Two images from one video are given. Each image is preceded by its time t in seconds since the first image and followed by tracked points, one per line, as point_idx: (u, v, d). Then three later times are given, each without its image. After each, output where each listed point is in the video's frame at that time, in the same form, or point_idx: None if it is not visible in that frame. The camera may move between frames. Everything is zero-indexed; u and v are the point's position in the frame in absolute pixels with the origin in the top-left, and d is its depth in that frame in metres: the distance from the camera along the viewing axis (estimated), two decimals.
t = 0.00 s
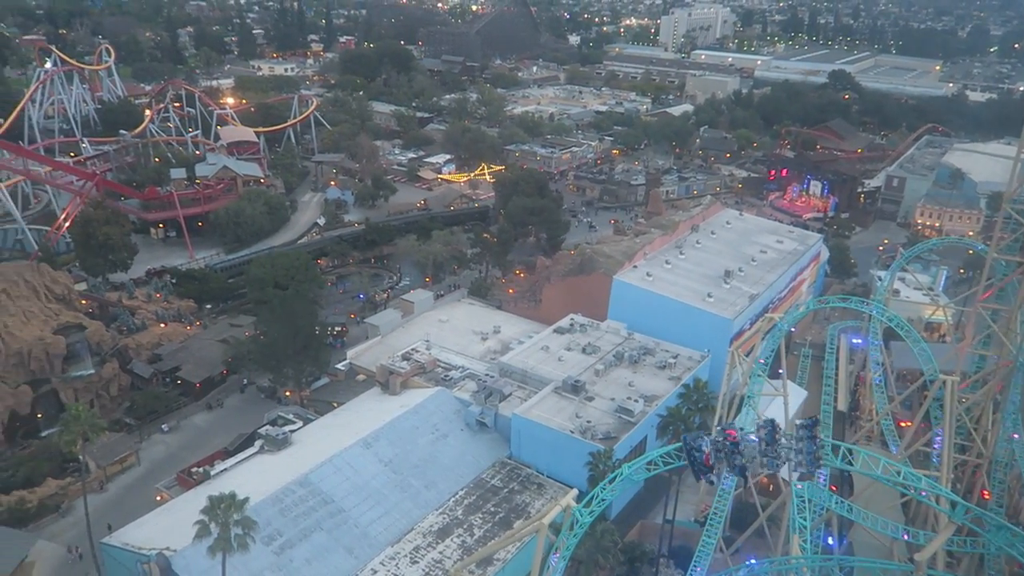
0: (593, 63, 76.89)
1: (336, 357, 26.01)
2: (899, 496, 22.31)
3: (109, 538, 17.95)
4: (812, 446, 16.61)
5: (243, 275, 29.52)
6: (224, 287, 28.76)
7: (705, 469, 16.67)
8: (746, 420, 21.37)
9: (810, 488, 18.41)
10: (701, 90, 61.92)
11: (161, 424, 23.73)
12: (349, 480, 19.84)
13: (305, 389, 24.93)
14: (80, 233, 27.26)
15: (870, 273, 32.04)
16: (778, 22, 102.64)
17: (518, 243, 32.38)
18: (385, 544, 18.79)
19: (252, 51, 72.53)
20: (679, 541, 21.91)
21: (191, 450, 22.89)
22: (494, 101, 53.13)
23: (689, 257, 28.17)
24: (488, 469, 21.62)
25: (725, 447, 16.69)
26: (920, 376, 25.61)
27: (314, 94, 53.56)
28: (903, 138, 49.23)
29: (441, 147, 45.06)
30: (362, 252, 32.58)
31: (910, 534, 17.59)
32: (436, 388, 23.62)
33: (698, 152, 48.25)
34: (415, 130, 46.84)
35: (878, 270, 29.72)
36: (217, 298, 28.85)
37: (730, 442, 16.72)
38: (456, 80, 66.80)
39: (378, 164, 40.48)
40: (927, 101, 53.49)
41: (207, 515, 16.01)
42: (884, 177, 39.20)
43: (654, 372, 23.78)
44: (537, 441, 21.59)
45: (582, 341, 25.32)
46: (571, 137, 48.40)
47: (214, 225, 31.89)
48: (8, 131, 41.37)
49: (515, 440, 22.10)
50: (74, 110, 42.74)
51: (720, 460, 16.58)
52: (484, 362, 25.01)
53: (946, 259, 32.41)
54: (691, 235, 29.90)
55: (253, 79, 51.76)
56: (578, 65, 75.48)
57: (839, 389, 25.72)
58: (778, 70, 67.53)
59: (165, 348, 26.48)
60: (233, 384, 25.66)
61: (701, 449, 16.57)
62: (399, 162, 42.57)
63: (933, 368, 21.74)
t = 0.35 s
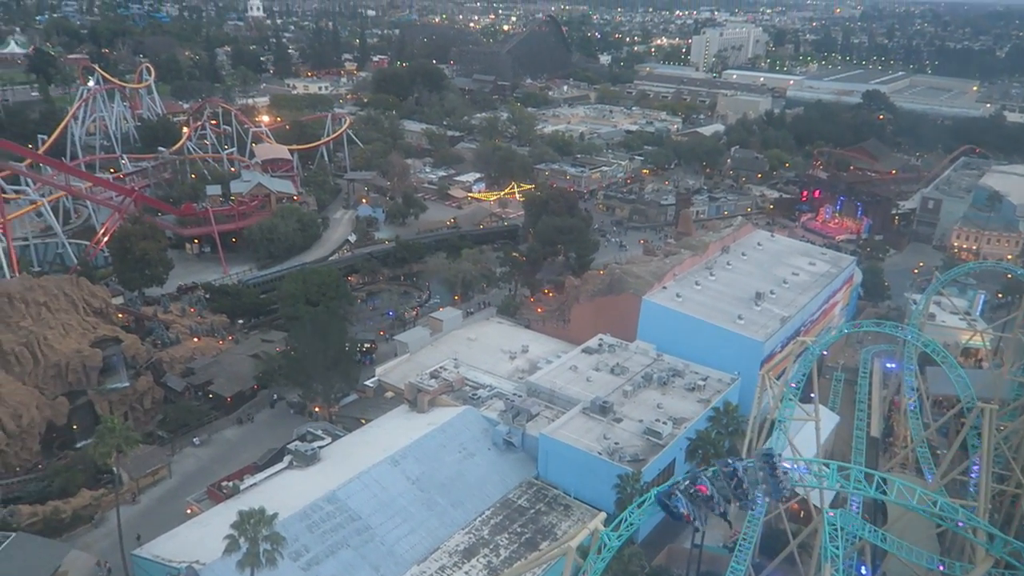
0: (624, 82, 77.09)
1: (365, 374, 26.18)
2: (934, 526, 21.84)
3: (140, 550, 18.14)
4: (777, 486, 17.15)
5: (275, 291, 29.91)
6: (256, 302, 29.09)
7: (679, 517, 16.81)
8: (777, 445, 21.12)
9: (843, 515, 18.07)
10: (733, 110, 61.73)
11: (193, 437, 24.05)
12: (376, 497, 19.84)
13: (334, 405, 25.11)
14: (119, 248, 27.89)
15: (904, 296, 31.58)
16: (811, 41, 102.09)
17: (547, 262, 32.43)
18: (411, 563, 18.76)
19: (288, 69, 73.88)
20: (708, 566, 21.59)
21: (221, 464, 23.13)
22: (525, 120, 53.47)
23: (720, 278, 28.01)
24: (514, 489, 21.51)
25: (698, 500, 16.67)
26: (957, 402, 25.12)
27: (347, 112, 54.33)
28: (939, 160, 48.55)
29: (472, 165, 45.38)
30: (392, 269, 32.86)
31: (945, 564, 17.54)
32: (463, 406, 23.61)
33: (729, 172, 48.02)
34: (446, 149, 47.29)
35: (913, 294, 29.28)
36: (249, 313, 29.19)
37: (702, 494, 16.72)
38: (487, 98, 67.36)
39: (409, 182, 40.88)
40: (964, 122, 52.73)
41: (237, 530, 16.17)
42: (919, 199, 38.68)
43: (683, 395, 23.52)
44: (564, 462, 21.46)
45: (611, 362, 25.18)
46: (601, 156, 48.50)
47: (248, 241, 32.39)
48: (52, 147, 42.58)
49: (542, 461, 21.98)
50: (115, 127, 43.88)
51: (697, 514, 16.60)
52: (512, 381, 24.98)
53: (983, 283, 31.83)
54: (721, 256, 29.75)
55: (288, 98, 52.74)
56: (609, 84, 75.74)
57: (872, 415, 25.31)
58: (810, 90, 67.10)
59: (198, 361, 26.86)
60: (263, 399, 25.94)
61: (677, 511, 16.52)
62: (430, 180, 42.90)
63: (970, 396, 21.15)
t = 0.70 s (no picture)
0: (652, 110, 77.38)
1: (390, 398, 26.22)
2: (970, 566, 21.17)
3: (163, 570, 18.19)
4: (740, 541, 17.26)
5: (303, 313, 30.20)
6: (283, 324, 29.36)
7: None
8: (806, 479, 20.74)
9: (875, 555, 17.47)
10: (761, 139, 61.59)
11: (219, 458, 24.21)
12: (399, 523, 19.71)
13: (358, 429, 25.16)
14: (152, 269, 28.37)
15: (936, 329, 31.04)
16: (841, 71, 101.70)
17: (572, 289, 32.43)
18: None
19: (320, 96, 75.25)
20: None
21: (246, 485, 23.21)
22: (553, 147, 53.81)
23: (747, 308, 27.82)
24: (538, 517, 21.21)
25: None
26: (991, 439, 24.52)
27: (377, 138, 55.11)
28: (972, 191, 47.90)
29: (499, 192, 45.70)
30: (419, 293, 33.08)
31: None
32: (488, 432, 23.51)
33: (757, 202, 47.83)
34: (474, 175, 47.69)
35: (945, 327, 28.80)
36: (277, 335, 29.47)
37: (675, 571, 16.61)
38: (515, 125, 67.93)
39: (437, 208, 41.25)
40: (998, 154, 52.02)
41: (260, 552, 16.18)
42: (952, 231, 38.15)
43: (709, 426, 23.19)
44: (589, 491, 21.17)
45: (636, 391, 24.96)
46: (628, 184, 48.58)
47: (277, 264, 32.84)
48: (91, 170, 43.67)
49: (566, 489, 21.72)
50: (152, 150, 44.93)
51: None
52: (536, 409, 24.85)
53: (1019, 318, 31.21)
54: (749, 285, 29.59)
55: (320, 123, 53.65)
56: (637, 112, 76.00)
57: (904, 452, 24.86)
58: (840, 120, 66.76)
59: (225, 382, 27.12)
60: (289, 421, 26.10)
61: None
62: (457, 206, 43.22)
63: (1005, 434, 20.72)
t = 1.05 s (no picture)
0: (681, 124, 77.26)
1: (416, 409, 26.30)
2: None
3: None
4: None
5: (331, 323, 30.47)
6: (311, 333, 29.62)
7: None
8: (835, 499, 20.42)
9: None
10: (791, 154, 61.14)
11: (246, 465, 24.44)
12: (423, 535, 19.67)
13: (384, 439, 25.26)
14: (184, 277, 28.85)
15: (971, 348, 30.52)
16: (874, 86, 100.51)
17: (599, 303, 32.40)
18: None
19: (350, 108, 76.21)
20: None
21: (272, 493, 23.38)
22: (581, 160, 53.89)
23: (776, 324, 27.57)
24: (562, 531, 21.02)
25: None
26: None
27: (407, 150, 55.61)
28: (1008, 209, 47.01)
29: (526, 205, 45.86)
30: (445, 305, 33.25)
31: None
32: (513, 445, 23.44)
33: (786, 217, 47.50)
34: (502, 188, 47.91)
35: (979, 347, 28.31)
36: (305, 344, 29.75)
37: None
38: (544, 138, 68.15)
39: (464, 220, 41.49)
40: None
41: (286, 562, 16.26)
42: (986, 249, 37.52)
43: (736, 443, 22.90)
44: (614, 506, 20.95)
45: (662, 407, 24.75)
46: (656, 198, 48.50)
47: (306, 274, 33.22)
48: (126, 179, 44.63)
49: (591, 504, 21.51)
50: (186, 160, 45.79)
51: None
52: (562, 422, 24.77)
53: None
54: (778, 301, 29.35)
55: (351, 135, 54.33)
56: (665, 126, 75.95)
57: (936, 472, 24.44)
58: (872, 135, 66.04)
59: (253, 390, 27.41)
60: (315, 430, 26.32)
61: None
62: (485, 219, 43.42)
63: None
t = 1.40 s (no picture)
0: (720, 142, 76.81)
1: (452, 425, 26.33)
2: None
3: None
4: None
5: (369, 338, 30.80)
6: (349, 348, 29.91)
7: None
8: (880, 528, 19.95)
9: None
10: (833, 172, 60.30)
11: (284, 478, 24.68)
12: (458, 552, 19.48)
13: (420, 455, 25.34)
14: (227, 290, 29.40)
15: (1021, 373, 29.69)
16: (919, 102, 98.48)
17: (636, 321, 32.27)
18: None
19: (390, 125, 77.27)
20: None
21: (309, 506, 23.54)
22: (619, 178, 53.87)
23: (818, 345, 27.15)
24: (598, 551, 20.64)
25: None
26: None
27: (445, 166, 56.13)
28: None
29: (564, 222, 45.93)
30: (482, 321, 33.41)
31: None
32: (549, 464, 23.26)
33: (828, 236, 46.87)
34: (540, 205, 48.07)
35: None
36: (343, 358, 30.06)
37: None
38: (582, 156, 68.28)
39: (502, 237, 41.69)
40: None
41: None
42: None
43: (776, 465, 22.40)
44: (652, 529, 20.39)
45: (701, 427, 24.40)
46: (695, 216, 48.20)
47: (345, 288, 33.65)
48: (173, 195, 45.81)
49: (628, 525, 21.00)
50: (230, 176, 46.85)
51: None
52: (598, 441, 24.57)
53: None
54: (819, 322, 28.93)
55: (391, 151, 55.09)
56: (704, 144, 75.56)
57: (985, 502, 23.68)
58: (917, 153, 64.78)
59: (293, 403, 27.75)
60: (352, 444, 26.54)
61: None
62: (522, 236, 43.59)
63: None
